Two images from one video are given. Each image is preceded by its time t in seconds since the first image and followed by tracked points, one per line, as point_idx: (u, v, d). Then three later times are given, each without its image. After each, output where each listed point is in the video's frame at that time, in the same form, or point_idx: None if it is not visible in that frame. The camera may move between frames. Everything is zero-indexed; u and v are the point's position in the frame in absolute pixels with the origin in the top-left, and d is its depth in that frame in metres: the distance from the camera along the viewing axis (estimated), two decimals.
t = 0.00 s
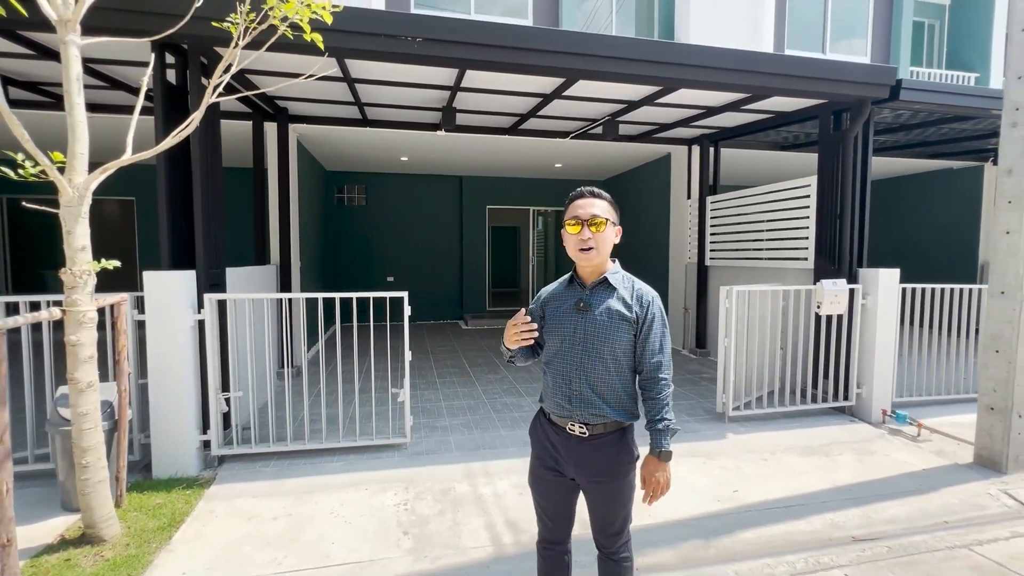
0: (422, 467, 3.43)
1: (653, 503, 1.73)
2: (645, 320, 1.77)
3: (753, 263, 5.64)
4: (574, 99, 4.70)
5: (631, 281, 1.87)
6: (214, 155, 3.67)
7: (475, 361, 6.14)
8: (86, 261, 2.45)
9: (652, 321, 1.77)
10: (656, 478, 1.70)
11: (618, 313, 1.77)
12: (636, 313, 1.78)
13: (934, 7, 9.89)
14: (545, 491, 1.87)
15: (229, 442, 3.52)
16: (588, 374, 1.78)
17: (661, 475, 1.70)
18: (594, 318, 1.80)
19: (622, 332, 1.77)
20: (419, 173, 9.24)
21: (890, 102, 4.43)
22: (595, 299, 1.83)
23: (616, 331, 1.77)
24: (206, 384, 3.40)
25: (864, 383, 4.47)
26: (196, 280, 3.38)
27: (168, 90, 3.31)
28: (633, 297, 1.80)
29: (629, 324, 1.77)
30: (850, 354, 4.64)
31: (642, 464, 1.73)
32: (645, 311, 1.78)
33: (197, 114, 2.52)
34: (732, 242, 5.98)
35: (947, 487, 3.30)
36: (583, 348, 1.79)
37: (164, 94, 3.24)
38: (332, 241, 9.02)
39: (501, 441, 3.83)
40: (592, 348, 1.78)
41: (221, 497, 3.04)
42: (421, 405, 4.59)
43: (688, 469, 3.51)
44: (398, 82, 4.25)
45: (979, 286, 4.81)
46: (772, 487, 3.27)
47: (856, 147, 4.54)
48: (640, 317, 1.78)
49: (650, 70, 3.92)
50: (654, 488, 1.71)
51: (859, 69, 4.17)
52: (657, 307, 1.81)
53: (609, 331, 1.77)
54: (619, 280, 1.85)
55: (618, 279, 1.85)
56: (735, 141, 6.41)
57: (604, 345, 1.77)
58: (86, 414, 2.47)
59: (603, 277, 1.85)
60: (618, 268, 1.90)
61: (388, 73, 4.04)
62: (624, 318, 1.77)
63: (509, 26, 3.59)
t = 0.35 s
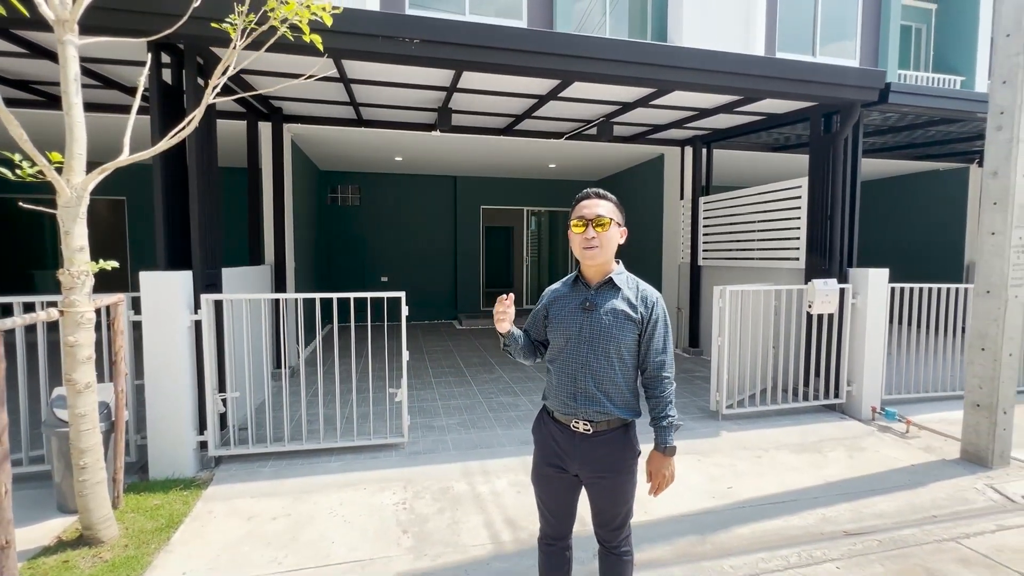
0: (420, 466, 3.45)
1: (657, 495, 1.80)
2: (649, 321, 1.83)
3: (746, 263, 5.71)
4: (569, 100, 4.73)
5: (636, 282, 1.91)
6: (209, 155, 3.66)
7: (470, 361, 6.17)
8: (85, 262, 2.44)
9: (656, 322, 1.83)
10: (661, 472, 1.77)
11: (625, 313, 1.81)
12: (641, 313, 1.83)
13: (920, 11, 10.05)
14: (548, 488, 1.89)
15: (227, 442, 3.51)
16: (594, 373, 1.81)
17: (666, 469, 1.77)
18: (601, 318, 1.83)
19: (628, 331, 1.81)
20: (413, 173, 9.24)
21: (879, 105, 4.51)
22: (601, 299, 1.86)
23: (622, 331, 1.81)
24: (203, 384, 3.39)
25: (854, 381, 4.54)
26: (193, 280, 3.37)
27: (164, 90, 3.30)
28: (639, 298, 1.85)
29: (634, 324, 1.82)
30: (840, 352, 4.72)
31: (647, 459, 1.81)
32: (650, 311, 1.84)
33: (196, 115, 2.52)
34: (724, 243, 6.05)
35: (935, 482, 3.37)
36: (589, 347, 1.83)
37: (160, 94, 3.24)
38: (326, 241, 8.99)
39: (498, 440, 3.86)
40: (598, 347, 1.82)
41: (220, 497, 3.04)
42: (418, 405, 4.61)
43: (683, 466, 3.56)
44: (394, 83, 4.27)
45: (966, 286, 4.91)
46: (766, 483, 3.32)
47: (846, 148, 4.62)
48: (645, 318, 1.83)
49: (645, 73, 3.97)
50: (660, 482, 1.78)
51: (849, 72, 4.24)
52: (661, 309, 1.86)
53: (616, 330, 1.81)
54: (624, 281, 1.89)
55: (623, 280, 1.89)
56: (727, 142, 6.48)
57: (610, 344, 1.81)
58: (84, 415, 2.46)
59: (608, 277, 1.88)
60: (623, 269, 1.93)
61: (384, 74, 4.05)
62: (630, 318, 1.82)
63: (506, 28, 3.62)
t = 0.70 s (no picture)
0: (418, 464, 3.47)
1: (658, 497, 1.79)
2: (655, 321, 1.83)
3: (738, 263, 5.78)
4: (565, 101, 4.76)
5: (644, 282, 1.91)
6: (206, 154, 3.66)
7: (466, 360, 6.19)
8: (84, 261, 2.43)
9: (662, 322, 1.82)
10: (662, 474, 1.76)
11: (629, 312, 1.82)
12: (646, 313, 1.84)
13: (908, 14, 10.18)
14: (554, 481, 1.93)
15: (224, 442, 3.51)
16: (599, 371, 1.85)
17: (667, 471, 1.76)
18: (605, 317, 1.86)
19: (632, 331, 1.83)
20: (408, 172, 9.23)
21: (870, 107, 4.58)
22: (607, 298, 1.89)
23: (626, 330, 1.83)
24: (201, 384, 3.39)
25: (845, 378, 4.62)
26: (191, 279, 3.38)
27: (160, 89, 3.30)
28: (645, 298, 1.85)
29: (639, 324, 1.83)
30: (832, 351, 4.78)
31: (649, 460, 1.80)
32: (656, 312, 1.83)
33: (197, 114, 2.52)
34: (718, 242, 6.11)
35: (924, 477, 3.44)
36: (594, 345, 1.86)
37: (156, 93, 3.23)
38: (320, 240, 8.97)
39: (495, 439, 3.89)
40: (602, 345, 1.85)
41: (218, 497, 3.04)
42: (415, 404, 4.62)
43: (678, 463, 3.60)
44: (391, 83, 4.28)
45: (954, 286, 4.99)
46: (760, 479, 3.37)
47: (837, 150, 4.69)
48: (650, 318, 1.83)
49: (640, 74, 4.01)
50: (660, 483, 1.77)
51: (841, 74, 4.30)
52: (669, 309, 1.85)
53: (620, 329, 1.83)
54: (631, 281, 1.89)
55: (630, 280, 1.89)
56: (720, 143, 6.54)
57: (614, 343, 1.83)
58: (83, 415, 2.46)
59: (614, 276, 1.90)
60: (632, 269, 1.94)
61: (381, 74, 4.06)
62: (634, 318, 1.83)
63: (503, 29, 3.64)
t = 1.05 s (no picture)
0: (409, 461, 3.49)
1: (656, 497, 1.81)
2: (642, 316, 1.82)
3: (724, 261, 5.88)
4: (554, 100, 4.81)
5: (634, 277, 1.91)
6: (195, 152, 3.65)
7: (456, 358, 6.21)
8: (72, 258, 2.41)
9: (649, 317, 1.81)
10: (658, 473, 1.78)
11: (615, 307, 1.86)
12: (632, 309, 1.84)
13: (889, 18, 10.40)
14: (549, 468, 1.97)
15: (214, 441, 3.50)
16: (589, 364, 1.90)
17: (661, 470, 1.78)
18: (593, 312, 1.91)
19: (617, 326, 1.85)
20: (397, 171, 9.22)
21: (851, 109, 4.69)
22: (596, 293, 1.93)
23: (611, 325, 1.86)
24: (190, 382, 3.37)
25: (828, 374, 4.72)
26: (179, 277, 3.37)
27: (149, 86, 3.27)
28: (630, 294, 1.85)
29: (625, 319, 1.85)
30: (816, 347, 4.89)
31: (644, 459, 1.80)
32: (641, 307, 1.83)
33: (187, 111, 2.51)
34: (704, 241, 6.20)
35: (904, 468, 3.55)
36: (584, 339, 1.92)
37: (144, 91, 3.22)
38: (309, 239, 8.93)
39: (486, 435, 3.92)
40: (591, 339, 1.90)
41: (208, 495, 3.03)
42: (406, 402, 4.63)
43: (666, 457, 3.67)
44: (381, 81, 4.29)
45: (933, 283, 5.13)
46: (745, 472, 3.45)
47: (819, 150, 4.80)
48: (636, 313, 1.83)
49: (628, 74, 4.07)
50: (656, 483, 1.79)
51: (824, 76, 4.40)
52: (658, 304, 1.83)
53: (605, 324, 1.87)
54: (618, 278, 1.92)
55: (617, 276, 1.92)
56: (706, 143, 6.63)
57: (603, 337, 1.88)
58: (71, 413, 2.44)
59: (600, 276, 1.94)
60: (623, 265, 1.95)
61: (371, 72, 4.07)
62: (620, 313, 1.85)
63: (492, 29, 3.67)
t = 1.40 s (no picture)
0: (408, 459, 3.51)
1: (626, 488, 1.83)
2: (611, 312, 1.86)
3: (721, 261, 5.92)
4: (551, 101, 4.83)
5: (599, 274, 1.97)
6: (195, 153, 3.66)
7: (454, 358, 6.23)
8: (73, 258, 2.42)
9: (618, 312, 1.85)
10: (628, 464, 1.82)
11: (584, 306, 1.89)
12: (601, 306, 1.88)
13: (883, 20, 10.48)
14: (529, 474, 1.98)
15: (214, 440, 3.51)
16: (562, 366, 1.92)
17: (632, 460, 1.81)
18: (563, 313, 1.94)
19: (588, 324, 1.89)
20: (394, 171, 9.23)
21: (846, 110, 4.74)
22: (565, 294, 1.96)
23: (582, 324, 1.89)
24: (190, 381, 3.38)
25: (823, 372, 4.76)
26: (179, 277, 3.39)
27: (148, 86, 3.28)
28: (599, 291, 1.90)
29: (595, 316, 1.88)
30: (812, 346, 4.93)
31: (616, 451, 1.85)
32: (610, 303, 1.88)
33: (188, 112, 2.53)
34: (700, 241, 6.25)
35: (897, 465, 3.59)
36: (555, 341, 1.95)
37: (143, 91, 3.23)
38: (307, 239, 8.94)
39: (485, 434, 3.95)
40: (562, 341, 1.93)
41: (208, 494, 3.04)
42: (405, 401, 4.66)
43: (663, 455, 3.70)
44: (379, 82, 4.31)
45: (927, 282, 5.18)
46: (742, 470, 3.48)
47: (815, 151, 4.86)
48: (606, 309, 1.87)
49: (625, 75, 4.10)
50: (626, 474, 1.82)
51: (819, 78, 4.44)
52: (624, 298, 1.88)
53: (576, 324, 1.90)
54: (586, 275, 1.96)
55: (585, 274, 1.97)
56: (702, 143, 6.68)
57: (574, 337, 1.91)
58: (72, 412, 2.45)
59: (570, 273, 1.98)
60: (588, 264, 2.01)
61: (370, 72, 4.10)
62: (590, 311, 1.89)
63: (491, 30, 3.69)
